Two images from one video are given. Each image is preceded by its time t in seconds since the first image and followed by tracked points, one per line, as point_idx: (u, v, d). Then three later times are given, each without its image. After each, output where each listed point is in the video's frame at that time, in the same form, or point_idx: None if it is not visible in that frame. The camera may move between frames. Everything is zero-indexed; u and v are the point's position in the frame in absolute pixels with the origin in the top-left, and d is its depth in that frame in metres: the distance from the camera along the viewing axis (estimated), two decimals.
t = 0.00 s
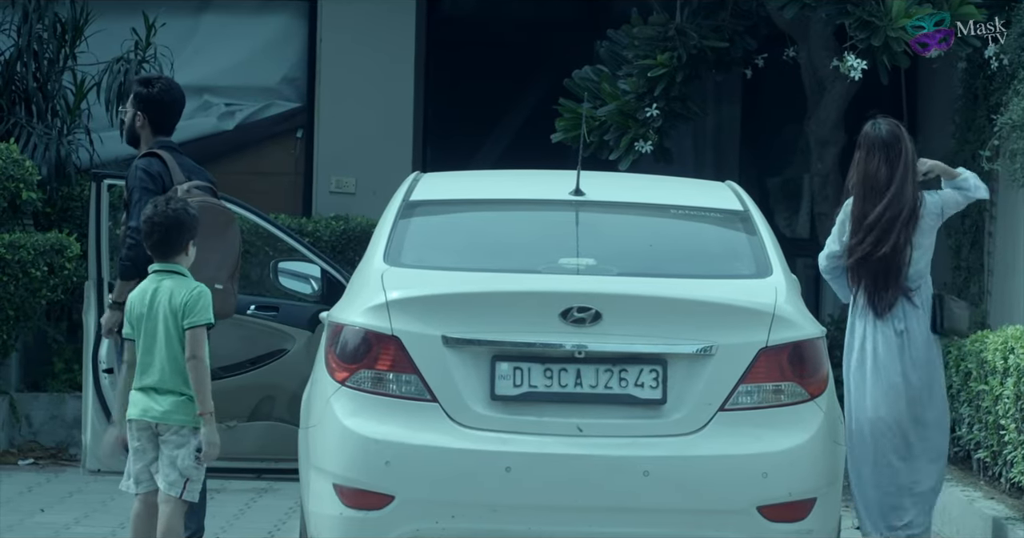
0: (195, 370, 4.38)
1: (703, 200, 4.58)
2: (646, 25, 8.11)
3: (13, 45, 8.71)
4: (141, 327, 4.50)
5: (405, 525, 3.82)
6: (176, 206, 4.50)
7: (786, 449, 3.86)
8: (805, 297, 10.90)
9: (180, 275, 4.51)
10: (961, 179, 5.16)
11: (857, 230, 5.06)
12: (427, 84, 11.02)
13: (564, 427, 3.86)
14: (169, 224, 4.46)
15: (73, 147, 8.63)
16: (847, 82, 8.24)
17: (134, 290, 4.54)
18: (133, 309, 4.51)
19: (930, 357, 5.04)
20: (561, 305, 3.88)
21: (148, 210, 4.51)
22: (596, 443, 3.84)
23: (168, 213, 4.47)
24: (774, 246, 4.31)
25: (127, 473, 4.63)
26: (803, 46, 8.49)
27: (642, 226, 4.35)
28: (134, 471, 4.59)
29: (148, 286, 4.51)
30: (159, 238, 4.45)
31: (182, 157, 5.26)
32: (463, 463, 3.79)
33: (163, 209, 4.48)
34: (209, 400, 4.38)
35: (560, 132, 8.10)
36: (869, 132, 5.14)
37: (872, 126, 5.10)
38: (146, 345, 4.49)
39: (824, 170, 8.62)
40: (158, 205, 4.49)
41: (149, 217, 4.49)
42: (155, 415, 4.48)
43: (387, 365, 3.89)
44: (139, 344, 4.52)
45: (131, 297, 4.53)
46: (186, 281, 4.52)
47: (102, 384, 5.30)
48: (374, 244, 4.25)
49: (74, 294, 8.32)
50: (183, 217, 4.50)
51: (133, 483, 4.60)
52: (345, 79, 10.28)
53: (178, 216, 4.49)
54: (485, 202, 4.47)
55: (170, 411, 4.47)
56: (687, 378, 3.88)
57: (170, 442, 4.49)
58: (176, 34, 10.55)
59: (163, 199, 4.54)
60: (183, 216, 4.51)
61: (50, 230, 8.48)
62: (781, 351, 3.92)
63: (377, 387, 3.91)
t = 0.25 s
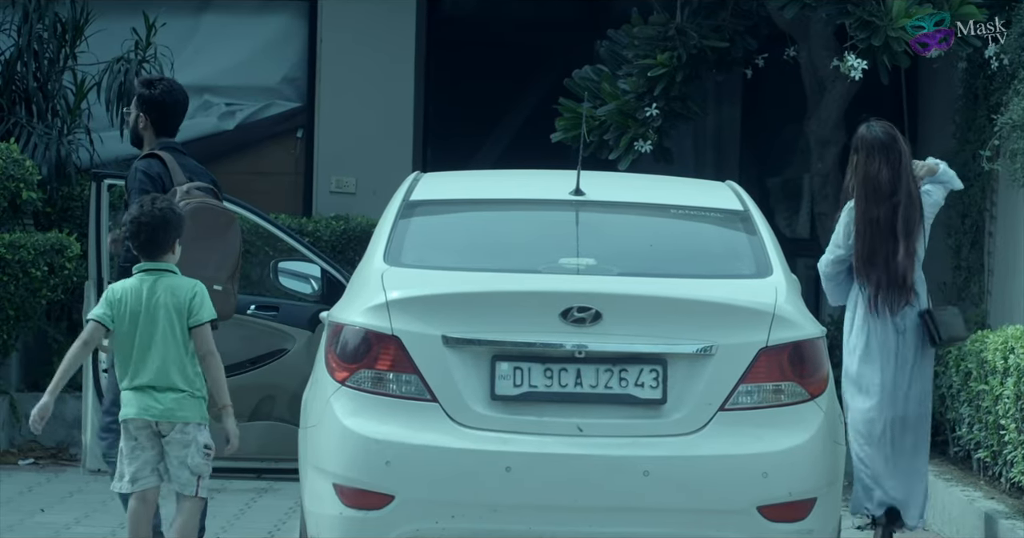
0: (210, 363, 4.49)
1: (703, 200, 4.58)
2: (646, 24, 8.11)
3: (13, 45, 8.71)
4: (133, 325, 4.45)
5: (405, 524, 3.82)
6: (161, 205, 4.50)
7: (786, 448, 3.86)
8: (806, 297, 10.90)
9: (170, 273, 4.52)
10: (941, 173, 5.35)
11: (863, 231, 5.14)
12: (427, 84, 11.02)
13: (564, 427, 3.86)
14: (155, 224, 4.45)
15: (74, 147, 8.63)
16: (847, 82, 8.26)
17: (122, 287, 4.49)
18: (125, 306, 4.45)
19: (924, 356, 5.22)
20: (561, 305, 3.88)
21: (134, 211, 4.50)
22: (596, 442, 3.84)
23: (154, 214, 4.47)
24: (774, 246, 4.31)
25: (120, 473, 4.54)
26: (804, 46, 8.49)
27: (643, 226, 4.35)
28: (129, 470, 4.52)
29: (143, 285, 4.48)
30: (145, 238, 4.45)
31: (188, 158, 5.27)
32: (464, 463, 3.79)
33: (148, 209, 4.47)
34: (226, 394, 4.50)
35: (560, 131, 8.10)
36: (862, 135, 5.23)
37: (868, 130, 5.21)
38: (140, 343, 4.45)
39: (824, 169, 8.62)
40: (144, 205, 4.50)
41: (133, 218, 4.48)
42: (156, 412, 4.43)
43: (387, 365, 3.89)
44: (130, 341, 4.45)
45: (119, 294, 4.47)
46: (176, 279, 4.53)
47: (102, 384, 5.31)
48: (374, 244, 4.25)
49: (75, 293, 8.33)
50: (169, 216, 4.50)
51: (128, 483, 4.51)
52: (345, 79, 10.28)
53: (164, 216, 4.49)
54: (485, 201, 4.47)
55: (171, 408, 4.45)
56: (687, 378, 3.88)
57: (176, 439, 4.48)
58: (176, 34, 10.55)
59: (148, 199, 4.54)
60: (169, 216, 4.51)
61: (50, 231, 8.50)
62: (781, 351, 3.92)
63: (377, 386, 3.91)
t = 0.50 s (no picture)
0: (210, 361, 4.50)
1: (704, 200, 4.58)
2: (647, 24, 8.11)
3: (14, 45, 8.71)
4: (132, 327, 4.44)
5: (406, 524, 3.82)
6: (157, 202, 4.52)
7: (787, 448, 3.86)
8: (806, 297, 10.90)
9: (165, 271, 4.51)
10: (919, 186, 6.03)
11: (864, 224, 5.20)
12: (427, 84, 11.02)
13: (565, 426, 3.86)
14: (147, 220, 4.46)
15: (74, 147, 8.61)
16: (848, 81, 8.25)
17: (118, 289, 4.47)
18: (123, 308, 4.44)
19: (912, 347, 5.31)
20: (562, 305, 3.88)
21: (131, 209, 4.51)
22: (597, 442, 3.84)
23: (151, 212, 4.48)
24: (775, 246, 4.31)
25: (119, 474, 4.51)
26: (805, 46, 8.49)
27: (643, 225, 4.35)
28: (129, 471, 4.50)
29: (138, 285, 4.46)
30: (141, 234, 4.46)
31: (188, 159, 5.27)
32: (465, 462, 3.79)
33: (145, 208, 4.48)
34: (226, 387, 4.52)
35: (561, 131, 8.11)
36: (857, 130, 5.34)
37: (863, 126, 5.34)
38: (141, 344, 4.43)
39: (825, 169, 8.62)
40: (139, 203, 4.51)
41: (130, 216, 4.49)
42: (161, 412, 4.45)
43: (388, 365, 3.89)
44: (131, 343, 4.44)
45: (114, 297, 4.46)
46: (171, 277, 4.52)
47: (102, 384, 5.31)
48: (375, 243, 4.25)
49: (75, 293, 8.32)
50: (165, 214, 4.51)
51: (129, 484, 4.49)
52: (345, 79, 10.28)
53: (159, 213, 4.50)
54: (486, 201, 4.47)
55: (175, 406, 4.47)
56: (688, 378, 3.88)
57: (180, 437, 4.50)
58: (177, 33, 10.55)
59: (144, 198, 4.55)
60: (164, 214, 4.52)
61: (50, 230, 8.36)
62: (782, 351, 3.92)
63: (378, 386, 3.91)
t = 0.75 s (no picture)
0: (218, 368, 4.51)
1: (708, 199, 4.58)
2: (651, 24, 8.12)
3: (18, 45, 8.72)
4: (146, 327, 4.44)
5: (410, 524, 3.82)
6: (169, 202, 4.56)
7: (791, 448, 3.86)
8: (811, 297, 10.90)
9: (178, 272, 4.51)
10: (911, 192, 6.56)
11: (858, 225, 5.31)
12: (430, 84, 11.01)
13: (569, 426, 3.87)
14: (159, 218, 4.49)
15: (79, 146, 8.60)
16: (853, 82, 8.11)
17: (132, 290, 4.47)
18: (137, 309, 4.44)
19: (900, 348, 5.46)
20: (566, 305, 3.88)
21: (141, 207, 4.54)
22: (601, 442, 3.84)
23: (166, 211, 4.52)
24: (779, 245, 4.31)
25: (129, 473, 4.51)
26: (809, 45, 8.50)
27: (647, 225, 4.35)
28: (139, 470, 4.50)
29: (154, 286, 4.46)
30: (152, 234, 4.48)
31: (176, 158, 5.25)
32: (469, 462, 3.79)
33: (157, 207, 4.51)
34: (232, 396, 4.58)
35: (565, 131, 8.11)
36: (845, 139, 5.50)
37: (854, 133, 5.49)
38: (155, 345, 4.43)
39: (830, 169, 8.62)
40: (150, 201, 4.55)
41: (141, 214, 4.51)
42: (175, 412, 4.46)
43: (392, 364, 3.89)
44: (145, 344, 4.44)
45: (128, 297, 4.47)
46: (184, 278, 4.52)
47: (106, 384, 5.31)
48: (379, 243, 4.25)
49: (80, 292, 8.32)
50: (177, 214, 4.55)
51: (139, 482, 4.50)
52: (348, 79, 10.28)
53: (171, 212, 4.53)
54: (490, 201, 4.47)
55: (189, 406, 4.48)
56: (692, 377, 3.88)
57: (192, 437, 4.51)
58: (180, 33, 10.56)
59: (153, 197, 4.58)
60: (176, 213, 4.55)
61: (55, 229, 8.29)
62: (786, 350, 3.92)
63: (382, 386, 3.91)
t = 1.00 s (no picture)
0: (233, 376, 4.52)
1: (714, 199, 4.57)
2: (657, 24, 8.12)
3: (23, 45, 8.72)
4: (168, 328, 4.48)
5: (415, 524, 3.83)
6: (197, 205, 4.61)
7: (795, 447, 3.86)
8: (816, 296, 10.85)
9: (203, 276, 4.55)
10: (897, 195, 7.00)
11: (840, 218, 5.67)
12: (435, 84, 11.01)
13: (574, 426, 3.87)
14: (189, 218, 4.55)
15: (83, 146, 8.60)
16: (857, 81, 8.20)
17: (155, 290, 4.50)
18: (160, 309, 4.49)
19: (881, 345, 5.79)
20: (571, 304, 3.88)
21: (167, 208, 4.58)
22: (606, 442, 3.84)
23: (195, 212, 4.57)
24: (784, 245, 4.31)
25: (144, 470, 4.54)
26: (814, 45, 8.49)
27: (652, 225, 4.34)
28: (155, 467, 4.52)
29: (180, 288, 4.49)
30: (180, 233, 4.51)
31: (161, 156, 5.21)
32: (474, 462, 3.79)
33: (186, 206, 4.56)
34: (247, 402, 4.55)
35: (570, 131, 8.11)
36: (828, 136, 5.89)
37: (836, 133, 5.87)
38: (177, 345, 4.47)
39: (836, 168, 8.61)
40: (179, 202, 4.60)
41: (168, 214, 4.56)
42: (193, 412, 4.49)
43: (397, 365, 3.89)
44: (167, 344, 4.47)
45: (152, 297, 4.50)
46: (209, 282, 4.56)
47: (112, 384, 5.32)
48: (383, 244, 4.24)
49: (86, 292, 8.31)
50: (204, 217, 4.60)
51: (152, 481, 4.52)
52: (353, 79, 10.29)
53: (200, 215, 4.59)
54: (495, 200, 4.46)
55: (207, 406, 4.52)
56: (697, 376, 3.88)
57: (208, 435, 4.53)
58: (186, 33, 10.56)
59: (183, 199, 4.62)
60: (204, 215, 4.61)
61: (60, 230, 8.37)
62: (791, 350, 3.92)
63: (387, 386, 3.91)
